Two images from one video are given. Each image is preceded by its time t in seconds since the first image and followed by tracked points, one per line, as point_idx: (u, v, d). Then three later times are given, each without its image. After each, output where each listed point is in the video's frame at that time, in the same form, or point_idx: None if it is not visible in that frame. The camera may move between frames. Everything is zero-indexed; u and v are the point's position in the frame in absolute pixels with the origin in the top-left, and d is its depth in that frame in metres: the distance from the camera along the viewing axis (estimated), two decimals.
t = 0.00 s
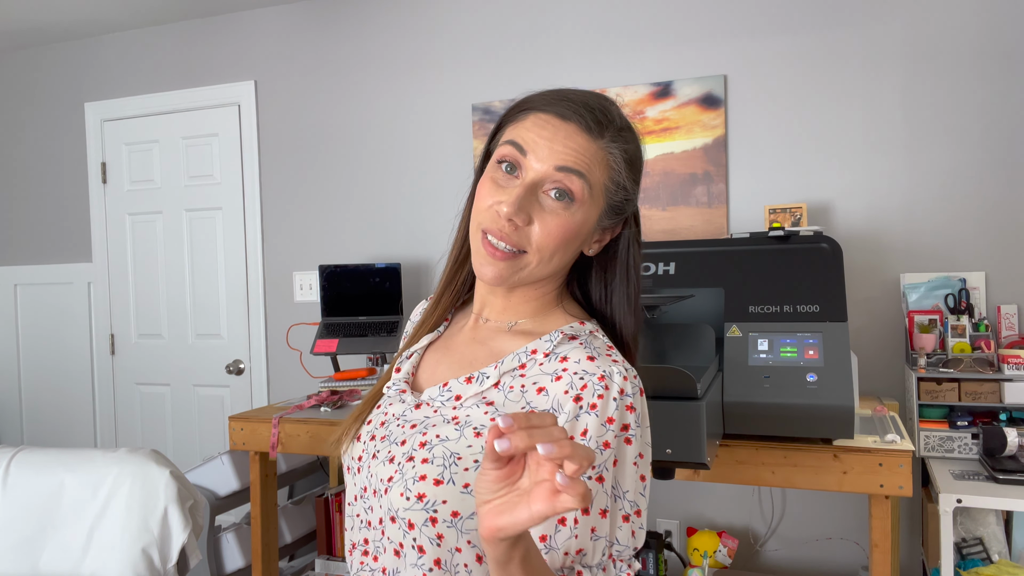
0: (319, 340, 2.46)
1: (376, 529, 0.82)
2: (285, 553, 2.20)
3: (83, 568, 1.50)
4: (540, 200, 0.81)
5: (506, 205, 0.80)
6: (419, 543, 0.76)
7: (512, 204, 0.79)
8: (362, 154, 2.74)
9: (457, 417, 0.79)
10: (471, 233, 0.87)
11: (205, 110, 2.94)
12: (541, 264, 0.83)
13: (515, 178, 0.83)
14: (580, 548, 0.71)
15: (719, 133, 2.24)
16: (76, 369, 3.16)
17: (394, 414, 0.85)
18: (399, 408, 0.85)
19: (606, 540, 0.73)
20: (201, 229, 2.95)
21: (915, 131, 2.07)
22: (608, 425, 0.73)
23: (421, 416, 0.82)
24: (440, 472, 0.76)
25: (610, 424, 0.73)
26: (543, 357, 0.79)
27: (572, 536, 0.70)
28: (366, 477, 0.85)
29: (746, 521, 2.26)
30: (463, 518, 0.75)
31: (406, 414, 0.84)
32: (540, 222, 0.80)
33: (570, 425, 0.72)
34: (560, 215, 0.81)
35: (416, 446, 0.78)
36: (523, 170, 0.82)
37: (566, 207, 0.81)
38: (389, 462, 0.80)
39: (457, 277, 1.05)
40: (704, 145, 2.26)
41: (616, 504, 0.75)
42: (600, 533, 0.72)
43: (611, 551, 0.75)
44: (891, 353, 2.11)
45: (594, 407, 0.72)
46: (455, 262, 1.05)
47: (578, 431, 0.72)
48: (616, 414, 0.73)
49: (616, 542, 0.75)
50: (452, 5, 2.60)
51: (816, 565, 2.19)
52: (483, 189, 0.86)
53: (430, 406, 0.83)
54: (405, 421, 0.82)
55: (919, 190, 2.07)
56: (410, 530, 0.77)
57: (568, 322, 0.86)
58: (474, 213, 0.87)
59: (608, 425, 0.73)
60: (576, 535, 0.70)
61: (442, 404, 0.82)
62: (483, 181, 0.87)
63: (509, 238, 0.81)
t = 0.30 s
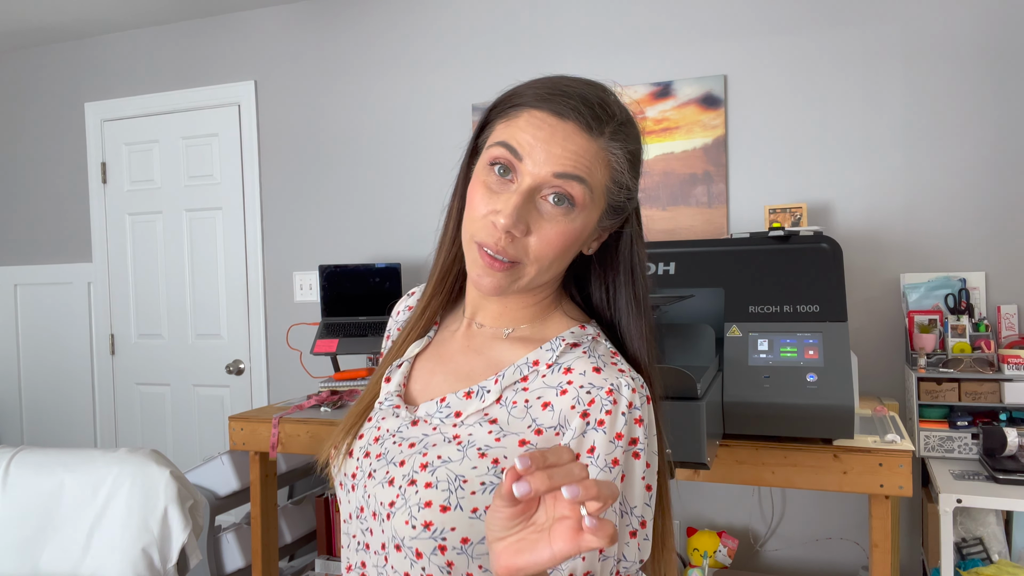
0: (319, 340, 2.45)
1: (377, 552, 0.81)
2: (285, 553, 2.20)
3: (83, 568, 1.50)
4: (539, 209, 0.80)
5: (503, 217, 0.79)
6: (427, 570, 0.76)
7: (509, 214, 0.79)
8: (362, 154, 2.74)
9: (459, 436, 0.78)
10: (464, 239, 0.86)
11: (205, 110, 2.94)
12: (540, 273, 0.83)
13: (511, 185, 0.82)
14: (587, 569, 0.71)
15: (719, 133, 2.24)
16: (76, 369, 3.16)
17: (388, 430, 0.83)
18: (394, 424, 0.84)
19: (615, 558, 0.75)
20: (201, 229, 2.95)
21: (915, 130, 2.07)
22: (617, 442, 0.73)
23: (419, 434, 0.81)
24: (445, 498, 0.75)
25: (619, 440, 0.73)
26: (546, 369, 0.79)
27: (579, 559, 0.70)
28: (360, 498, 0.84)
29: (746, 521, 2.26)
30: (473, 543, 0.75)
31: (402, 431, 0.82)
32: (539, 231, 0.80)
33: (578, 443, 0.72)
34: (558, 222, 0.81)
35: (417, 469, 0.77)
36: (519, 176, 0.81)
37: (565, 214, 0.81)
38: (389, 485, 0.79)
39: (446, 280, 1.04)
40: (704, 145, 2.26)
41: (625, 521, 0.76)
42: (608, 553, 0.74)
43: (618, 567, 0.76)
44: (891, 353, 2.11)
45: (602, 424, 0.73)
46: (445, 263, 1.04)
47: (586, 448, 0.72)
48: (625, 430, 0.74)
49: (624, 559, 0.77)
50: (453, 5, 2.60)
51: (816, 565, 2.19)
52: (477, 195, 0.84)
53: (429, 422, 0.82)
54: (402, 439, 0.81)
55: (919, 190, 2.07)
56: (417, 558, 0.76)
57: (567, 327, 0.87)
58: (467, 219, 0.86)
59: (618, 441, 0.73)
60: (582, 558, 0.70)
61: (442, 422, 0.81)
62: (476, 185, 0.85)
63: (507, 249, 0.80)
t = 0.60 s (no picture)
0: (318, 340, 2.45)
1: None
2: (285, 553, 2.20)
3: (83, 568, 1.50)
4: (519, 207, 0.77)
5: (484, 218, 0.76)
6: None
7: (490, 216, 0.76)
8: (362, 154, 2.74)
9: (454, 462, 0.73)
10: (443, 243, 0.83)
11: (205, 110, 2.93)
12: (524, 274, 0.80)
13: (487, 184, 0.78)
14: None
15: (719, 133, 2.24)
16: (76, 369, 3.16)
17: (368, 461, 0.78)
18: (373, 453, 0.78)
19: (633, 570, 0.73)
20: (201, 229, 2.95)
21: (915, 130, 2.07)
22: (625, 448, 0.71)
23: (403, 462, 0.75)
24: (448, 529, 0.71)
25: (627, 446, 0.71)
26: (539, 379, 0.76)
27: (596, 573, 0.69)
28: (342, 539, 0.77)
29: (747, 521, 2.26)
30: (483, 572, 0.72)
31: (383, 460, 0.77)
32: (521, 230, 0.78)
33: (585, 453, 0.70)
34: (539, 220, 0.78)
35: (409, 500, 0.72)
36: (496, 173, 0.77)
37: (546, 210, 0.78)
38: (378, 522, 0.73)
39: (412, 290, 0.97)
40: (704, 145, 2.26)
41: (639, 529, 0.74)
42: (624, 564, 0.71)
43: None
44: (891, 353, 2.11)
45: (609, 431, 0.71)
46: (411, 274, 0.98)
47: (593, 458, 0.71)
48: (632, 435, 0.72)
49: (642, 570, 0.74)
50: (453, 4, 2.60)
51: (816, 565, 2.19)
52: (452, 197, 0.81)
53: (414, 447, 0.77)
54: (384, 470, 0.75)
55: (919, 191, 2.07)
56: None
57: (551, 333, 0.83)
58: (443, 223, 0.82)
59: (626, 447, 0.72)
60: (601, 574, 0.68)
61: (430, 447, 0.76)
62: (449, 186, 0.82)
63: (490, 252, 0.78)
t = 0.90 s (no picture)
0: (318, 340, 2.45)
1: None
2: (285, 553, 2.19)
3: (83, 568, 1.49)
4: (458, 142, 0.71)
5: (428, 161, 0.69)
6: None
7: (434, 156, 0.69)
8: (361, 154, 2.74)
9: (490, 476, 0.65)
10: (393, 232, 0.72)
11: (206, 110, 2.94)
12: (491, 216, 0.71)
13: (414, 140, 0.72)
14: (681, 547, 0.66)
15: (719, 133, 2.24)
16: (76, 369, 3.16)
17: (386, 505, 0.68)
18: (386, 496, 0.68)
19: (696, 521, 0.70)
20: (201, 229, 2.95)
21: (915, 131, 2.06)
22: (654, 399, 0.68)
23: (431, 494, 0.66)
24: (512, 553, 0.64)
25: (656, 397, 0.68)
26: (545, 357, 0.69)
27: (668, 538, 0.65)
28: None
29: (746, 521, 2.26)
30: None
31: (402, 500, 0.67)
32: (472, 164, 0.70)
33: (621, 418, 0.66)
34: (482, 150, 0.72)
35: (454, 534, 0.65)
36: (418, 123, 0.72)
37: (484, 141, 0.73)
38: (427, 568, 0.66)
39: (334, 320, 0.86)
40: (703, 145, 2.26)
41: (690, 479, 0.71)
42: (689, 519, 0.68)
43: (700, 528, 0.71)
44: (891, 353, 2.11)
45: (636, 388, 0.67)
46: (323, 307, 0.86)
47: (629, 420, 0.66)
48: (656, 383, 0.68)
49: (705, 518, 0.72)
50: (453, 5, 2.60)
51: (816, 565, 2.19)
52: (385, 173, 0.73)
53: (435, 472, 0.66)
54: (409, 509, 0.67)
55: (919, 191, 2.07)
56: None
57: (536, 304, 0.75)
58: (385, 208, 0.73)
59: (655, 398, 0.68)
60: (671, 536, 0.65)
61: (454, 468, 0.66)
62: (376, 168, 0.74)
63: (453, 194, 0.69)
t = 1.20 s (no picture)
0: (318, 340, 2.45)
1: None
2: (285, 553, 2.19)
3: (83, 568, 1.50)
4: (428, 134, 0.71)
5: (400, 159, 0.69)
6: None
7: (405, 152, 0.69)
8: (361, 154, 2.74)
9: (511, 492, 0.65)
10: (373, 241, 0.72)
11: (206, 110, 2.93)
12: (474, 209, 0.71)
13: (381, 139, 0.73)
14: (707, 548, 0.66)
15: (719, 133, 2.24)
16: (76, 369, 3.16)
17: (400, 531, 0.67)
18: (399, 521, 0.68)
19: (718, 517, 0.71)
20: (201, 229, 2.95)
21: (915, 131, 2.07)
22: (673, 396, 0.67)
23: (447, 517, 0.66)
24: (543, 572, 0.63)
25: (675, 393, 0.67)
26: (555, 360, 0.69)
27: (693, 540, 0.65)
28: None
29: (746, 521, 2.27)
30: None
31: (416, 524, 0.67)
32: (446, 156, 0.70)
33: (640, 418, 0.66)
34: (454, 136, 0.72)
35: (478, 558, 0.63)
36: (383, 120, 0.72)
37: (455, 127, 0.73)
38: None
39: (312, 340, 0.85)
40: (703, 145, 2.26)
41: (710, 474, 0.71)
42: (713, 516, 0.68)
43: (723, 525, 0.72)
44: (891, 353, 2.11)
45: (655, 384, 0.67)
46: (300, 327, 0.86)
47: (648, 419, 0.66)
48: (676, 379, 0.68)
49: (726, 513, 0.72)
50: (452, 4, 2.60)
51: (816, 565, 2.20)
52: (356, 177, 0.73)
53: (449, 493, 0.66)
54: (424, 531, 0.66)
55: (919, 191, 2.07)
56: None
57: (538, 301, 0.76)
58: (363, 213, 0.72)
59: (674, 394, 0.68)
60: (696, 539, 0.65)
61: (468, 489, 0.65)
62: (345, 173, 0.74)
63: (431, 192, 0.68)
